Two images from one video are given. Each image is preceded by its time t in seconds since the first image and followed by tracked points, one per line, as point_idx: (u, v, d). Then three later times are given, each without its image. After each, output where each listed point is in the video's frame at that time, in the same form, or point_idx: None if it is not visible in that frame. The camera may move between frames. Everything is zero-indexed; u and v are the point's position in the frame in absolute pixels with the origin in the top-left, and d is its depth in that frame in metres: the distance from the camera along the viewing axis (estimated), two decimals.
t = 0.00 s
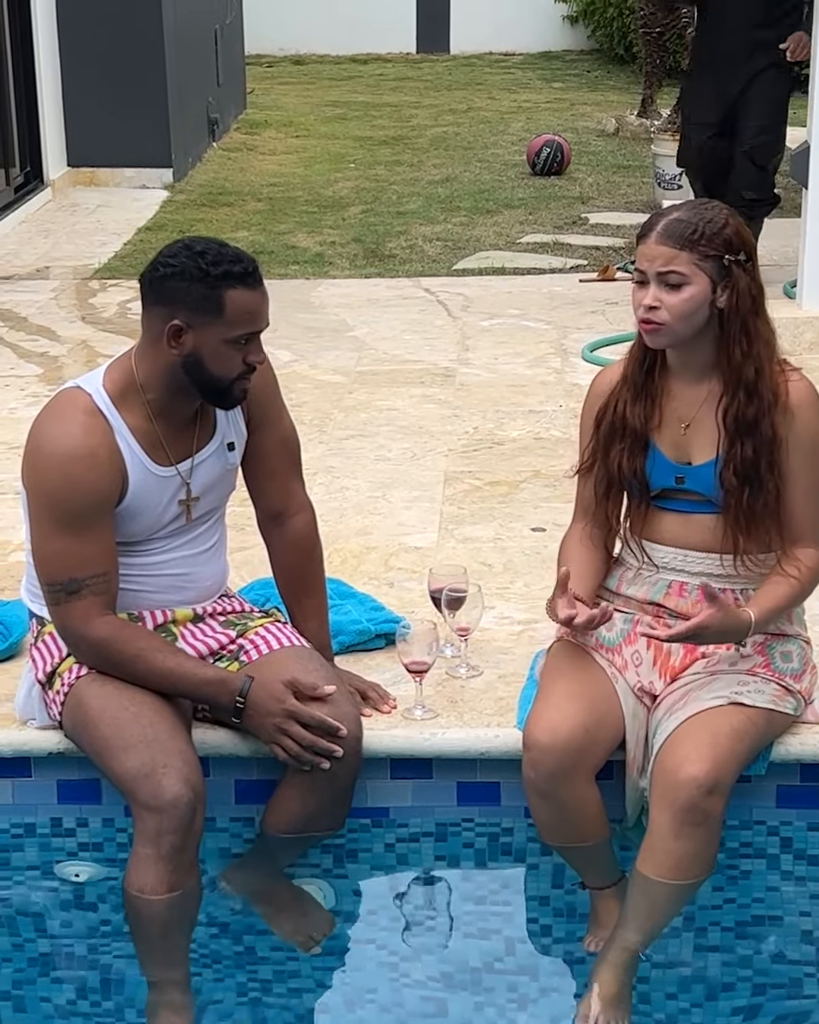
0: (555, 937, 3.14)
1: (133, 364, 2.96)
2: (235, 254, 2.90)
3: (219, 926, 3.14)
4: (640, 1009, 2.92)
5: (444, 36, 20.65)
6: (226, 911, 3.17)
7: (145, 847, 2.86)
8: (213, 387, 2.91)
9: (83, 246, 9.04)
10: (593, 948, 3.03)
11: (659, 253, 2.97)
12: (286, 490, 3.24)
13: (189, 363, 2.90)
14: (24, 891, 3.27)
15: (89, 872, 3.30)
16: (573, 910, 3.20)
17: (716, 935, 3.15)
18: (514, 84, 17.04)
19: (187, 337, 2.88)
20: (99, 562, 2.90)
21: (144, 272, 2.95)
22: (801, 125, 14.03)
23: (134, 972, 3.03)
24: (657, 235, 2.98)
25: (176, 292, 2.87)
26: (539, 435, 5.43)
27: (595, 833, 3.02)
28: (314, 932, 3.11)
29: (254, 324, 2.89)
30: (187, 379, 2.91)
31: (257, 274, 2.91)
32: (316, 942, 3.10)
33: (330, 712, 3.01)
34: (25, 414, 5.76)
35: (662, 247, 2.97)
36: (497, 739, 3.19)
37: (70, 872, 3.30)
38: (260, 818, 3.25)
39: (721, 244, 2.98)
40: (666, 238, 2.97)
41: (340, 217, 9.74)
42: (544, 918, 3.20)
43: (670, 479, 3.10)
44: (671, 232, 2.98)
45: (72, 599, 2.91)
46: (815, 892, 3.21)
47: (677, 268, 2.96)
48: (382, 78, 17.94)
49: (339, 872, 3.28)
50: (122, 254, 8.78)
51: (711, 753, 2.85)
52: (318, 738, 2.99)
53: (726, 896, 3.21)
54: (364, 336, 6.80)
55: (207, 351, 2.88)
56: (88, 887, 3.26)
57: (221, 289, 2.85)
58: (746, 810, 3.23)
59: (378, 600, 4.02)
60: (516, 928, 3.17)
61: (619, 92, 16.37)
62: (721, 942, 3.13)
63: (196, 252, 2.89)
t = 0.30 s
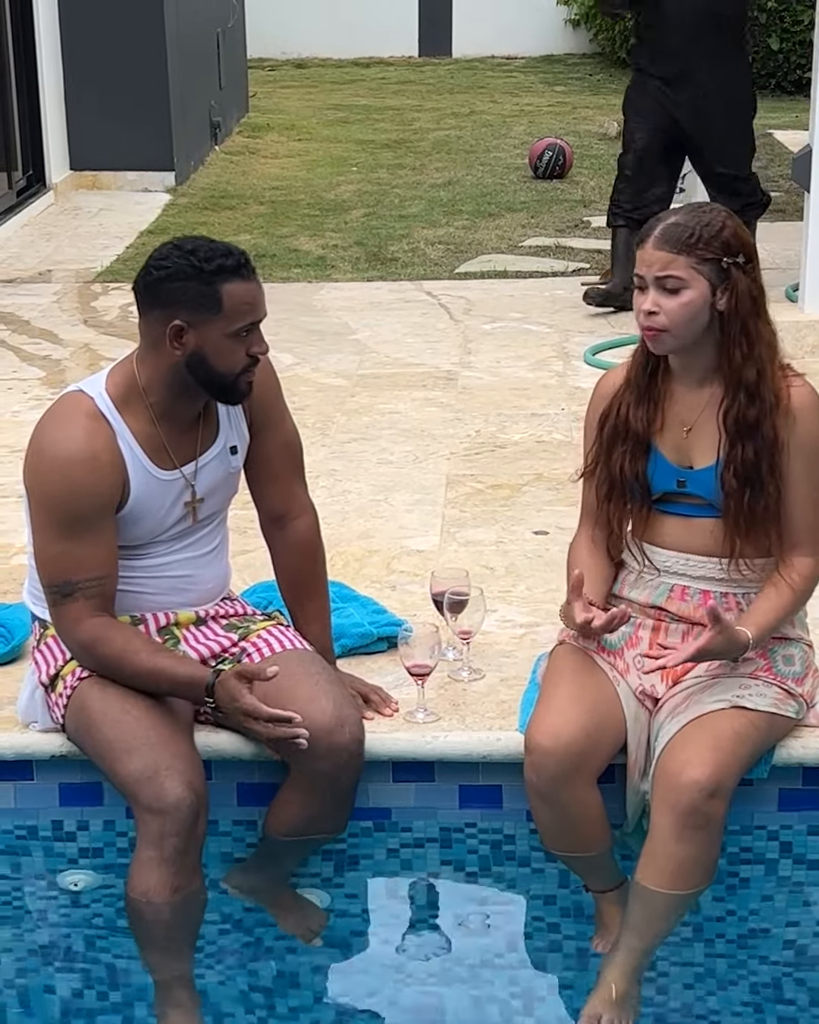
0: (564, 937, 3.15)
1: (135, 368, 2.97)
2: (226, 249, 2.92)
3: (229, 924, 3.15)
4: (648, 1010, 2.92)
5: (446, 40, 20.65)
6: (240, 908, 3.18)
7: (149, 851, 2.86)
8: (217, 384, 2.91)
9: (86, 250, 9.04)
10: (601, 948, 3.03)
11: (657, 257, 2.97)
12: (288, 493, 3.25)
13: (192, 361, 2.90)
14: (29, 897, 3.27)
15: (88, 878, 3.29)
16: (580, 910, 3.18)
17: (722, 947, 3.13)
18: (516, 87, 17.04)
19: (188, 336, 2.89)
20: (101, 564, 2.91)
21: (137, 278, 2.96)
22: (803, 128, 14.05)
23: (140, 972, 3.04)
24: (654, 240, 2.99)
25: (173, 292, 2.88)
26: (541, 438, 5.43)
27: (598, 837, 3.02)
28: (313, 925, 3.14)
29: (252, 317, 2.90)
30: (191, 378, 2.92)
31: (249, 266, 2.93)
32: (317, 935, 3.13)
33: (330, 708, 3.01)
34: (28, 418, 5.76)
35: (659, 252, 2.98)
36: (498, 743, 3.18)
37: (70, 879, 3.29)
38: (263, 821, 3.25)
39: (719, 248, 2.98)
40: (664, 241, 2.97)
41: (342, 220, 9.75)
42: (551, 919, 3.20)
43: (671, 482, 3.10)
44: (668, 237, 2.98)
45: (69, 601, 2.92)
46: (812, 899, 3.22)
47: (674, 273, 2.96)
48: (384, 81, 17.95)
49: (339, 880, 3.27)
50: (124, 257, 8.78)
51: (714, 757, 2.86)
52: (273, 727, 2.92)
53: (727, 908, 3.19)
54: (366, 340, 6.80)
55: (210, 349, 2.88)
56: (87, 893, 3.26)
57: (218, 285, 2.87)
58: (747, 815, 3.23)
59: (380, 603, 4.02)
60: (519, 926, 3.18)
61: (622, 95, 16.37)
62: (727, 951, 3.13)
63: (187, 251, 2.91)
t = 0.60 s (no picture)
0: (561, 944, 3.12)
1: (133, 371, 2.97)
2: (220, 252, 2.92)
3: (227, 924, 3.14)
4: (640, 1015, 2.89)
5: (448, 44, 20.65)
6: (234, 912, 3.16)
7: (150, 854, 2.86)
8: (215, 386, 2.91)
9: (88, 254, 9.05)
10: (601, 952, 3.02)
11: (638, 262, 3.03)
12: (290, 497, 3.24)
13: (189, 364, 2.90)
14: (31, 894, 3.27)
15: (92, 875, 3.29)
16: (580, 916, 3.17)
17: (728, 940, 3.13)
18: (519, 92, 17.06)
19: (185, 340, 2.89)
20: (104, 569, 2.91)
21: (131, 284, 2.96)
22: (805, 132, 14.05)
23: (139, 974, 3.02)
24: (639, 245, 3.04)
25: (170, 296, 2.88)
26: (544, 442, 5.43)
27: (603, 841, 3.02)
28: (319, 934, 3.12)
29: (248, 318, 2.91)
30: (189, 381, 2.92)
31: (243, 269, 2.94)
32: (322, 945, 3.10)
33: (339, 714, 3.03)
34: (31, 422, 5.76)
35: (639, 257, 3.03)
36: (502, 746, 3.19)
37: (74, 876, 3.29)
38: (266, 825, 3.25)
39: (698, 254, 2.98)
40: (645, 247, 3.03)
41: (344, 225, 9.75)
42: (551, 924, 3.18)
43: (673, 484, 3.10)
44: (651, 242, 3.03)
45: (78, 605, 2.91)
46: None
47: (653, 277, 3.00)
48: (387, 86, 17.96)
49: (347, 879, 3.28)
50: (127, 261, 8.79)
51: (719, 761, 2.85)
52: (324, 740, 3.00)
53: (733, 899, 3.19)
54: (368, 344, 6.80)
55: (208, 352, 2.89)
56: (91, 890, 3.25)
57: (214, 288, 2.87)
58: (751, 819, 3.24)
59: (382, 607, 4.02)
60: (522, 935, 3.16)
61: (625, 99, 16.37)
62: (733, 947, 3.11)
63: (181, 255, 2.91)
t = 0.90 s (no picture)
0: (569, 948, 3.17)
1: (134, 375, 2.97)
2: (239, 264, 2.92)
3: (229, 931, 3.15)
4: None
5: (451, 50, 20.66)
6: (238, 917, 3.18)
7: (153, 860, 2.85)
8: (224, 395, 2.93)
9: (91, 259, 9.05)
10: (609, 957, 3.06)
11: (635, 267, 3.04)
12: (291, 502, 3.24)
13: (205, 376, 2.91)
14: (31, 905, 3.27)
15: (93, 883, 3.29)
16: (589, 917, 3.20)
17: (730, 956, 3.15)
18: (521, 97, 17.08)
19: (202, 352, 2.89)
20: (103, 575, 2.90)
21: (143, 286, 2.94)
22: (808, 138, 14.06)
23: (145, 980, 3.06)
24: (636, 250, 3.05)
25: (191, 308, 2.87)
26: (546, 447, 5.43)
27: (605, 845, 3.01)
28: (321, 936, 3.13)
29: (261, 329, 2.92)
30: (202, 392, 2.92)
31: (261, 281, 2.94)
32: (323, 947, 3.13)
33: (338, 721, 3.02)
34: (33, 427, 5.76)
35: (637, 262, 3.04)
36: (504, 752, 3.18)
37: (76, 885, 3.29)
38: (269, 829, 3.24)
39: (695, 259, 2.99)
40: (644, 252, 3.04)
41: (347, 230, 9.75)
42: (556, 926, 3.21)
43: (674, 486, 3.10)
44: (649, 247, 3.04)
45: (77, 611, 2.91)
46: None
47: (649, 282, 3.01)
48: (389, 91, 17.97)
49: (348, 886, 3.28)
50: (130, 267, 8.78)
51: (722, 767, 2.85)
52: (324, 751, 2.99)
53: (737, 912, 3.19)
54: (371, 350, 6.80)
55: (223, 363, 2.89)
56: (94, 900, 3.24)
57: (235, 300, 2.88)
58: (754, 823, 3.21)
59: (385, 613, 4.02)
60: (523, 936, 3.20)
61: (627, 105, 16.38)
62: (735, 962, 3.14)
63: (202, 265, 2.90)
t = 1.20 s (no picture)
0: (564, 956, 3.12)
1: (140, 381, 2.98)
2: (246, 270, 2.93)
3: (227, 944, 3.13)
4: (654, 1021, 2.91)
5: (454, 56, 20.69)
6: (240, 929, 3.16)
7: (156, 866, 2.85)
8: (226, 402, 2.92)
9: (93, 266, 9.05)
10: (607, 965, 3.03)
11: (644, 274, 3.02)
12: (293, 508, 3.25)
13: (203, 378, 2.91)
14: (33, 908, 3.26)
15: (95, 889, 3.28)
16: (585, 928, 3.18)
17: (728, 955, 3.12)
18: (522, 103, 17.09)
19: (202, 353, 2.89)
20: (106, 581, 2.91)
21: (153, 288, 2.96)
22: (809, 144, 14.08)
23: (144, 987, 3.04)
24: (645, 257, 3.04)
25: (193, 309, 2.87)
26: (549, 454, 5.43)
27: (608, 853, 3.01)
28: (323, 950, 3.10)
29: (265, 337, 2.92)
30: (201, 395, 2.92)
31: (268, 289, 2.95)
32: (326, 961, 3.09)
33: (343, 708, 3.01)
34: (35, 434, 5.76)
35: (646, 269, 3.03)
36: (507, 757, 3.19)
37: (77, 890, 3.28)
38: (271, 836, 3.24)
39: (706, 265, 3.00)
40: (653, 259, 3.03)
41: (349, 236, 9.76)
42: (557, 937, 3.18)
43: (676, 493, 3.09)
44: (658, 254, 3.03)
45: (80, 618, 2.91)
46: None
47: (660, 288, 3.00)
48: (391, 98, 17.99)
49: (349, 891, 3.28)
50: (132, 273, 8.79)
51: (725, 773, 2.85)
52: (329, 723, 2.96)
53: (734, 919, 3.18)
54: (373, 356, 6.80)
55: (223, 367, 2.89)
56: (95, 904, 3.25)
57: (238, 303, 2.88)
58: (757, 829, 3.23)
59: (388, 619, 4.02)
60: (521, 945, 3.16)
61: (628, 111, 16.40)
62: (733, 960, 3.11)
63: (210, 269, 2.91)
